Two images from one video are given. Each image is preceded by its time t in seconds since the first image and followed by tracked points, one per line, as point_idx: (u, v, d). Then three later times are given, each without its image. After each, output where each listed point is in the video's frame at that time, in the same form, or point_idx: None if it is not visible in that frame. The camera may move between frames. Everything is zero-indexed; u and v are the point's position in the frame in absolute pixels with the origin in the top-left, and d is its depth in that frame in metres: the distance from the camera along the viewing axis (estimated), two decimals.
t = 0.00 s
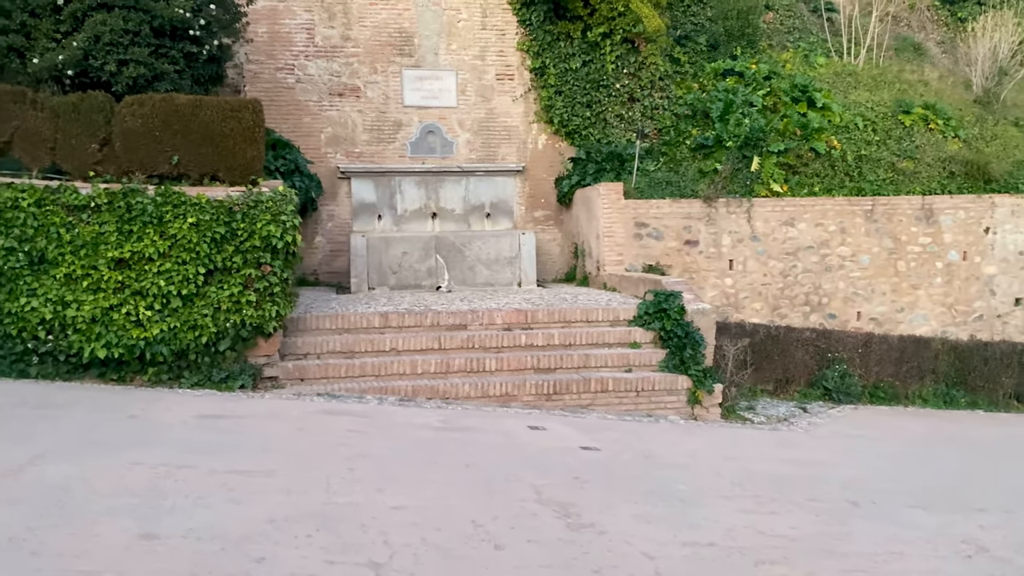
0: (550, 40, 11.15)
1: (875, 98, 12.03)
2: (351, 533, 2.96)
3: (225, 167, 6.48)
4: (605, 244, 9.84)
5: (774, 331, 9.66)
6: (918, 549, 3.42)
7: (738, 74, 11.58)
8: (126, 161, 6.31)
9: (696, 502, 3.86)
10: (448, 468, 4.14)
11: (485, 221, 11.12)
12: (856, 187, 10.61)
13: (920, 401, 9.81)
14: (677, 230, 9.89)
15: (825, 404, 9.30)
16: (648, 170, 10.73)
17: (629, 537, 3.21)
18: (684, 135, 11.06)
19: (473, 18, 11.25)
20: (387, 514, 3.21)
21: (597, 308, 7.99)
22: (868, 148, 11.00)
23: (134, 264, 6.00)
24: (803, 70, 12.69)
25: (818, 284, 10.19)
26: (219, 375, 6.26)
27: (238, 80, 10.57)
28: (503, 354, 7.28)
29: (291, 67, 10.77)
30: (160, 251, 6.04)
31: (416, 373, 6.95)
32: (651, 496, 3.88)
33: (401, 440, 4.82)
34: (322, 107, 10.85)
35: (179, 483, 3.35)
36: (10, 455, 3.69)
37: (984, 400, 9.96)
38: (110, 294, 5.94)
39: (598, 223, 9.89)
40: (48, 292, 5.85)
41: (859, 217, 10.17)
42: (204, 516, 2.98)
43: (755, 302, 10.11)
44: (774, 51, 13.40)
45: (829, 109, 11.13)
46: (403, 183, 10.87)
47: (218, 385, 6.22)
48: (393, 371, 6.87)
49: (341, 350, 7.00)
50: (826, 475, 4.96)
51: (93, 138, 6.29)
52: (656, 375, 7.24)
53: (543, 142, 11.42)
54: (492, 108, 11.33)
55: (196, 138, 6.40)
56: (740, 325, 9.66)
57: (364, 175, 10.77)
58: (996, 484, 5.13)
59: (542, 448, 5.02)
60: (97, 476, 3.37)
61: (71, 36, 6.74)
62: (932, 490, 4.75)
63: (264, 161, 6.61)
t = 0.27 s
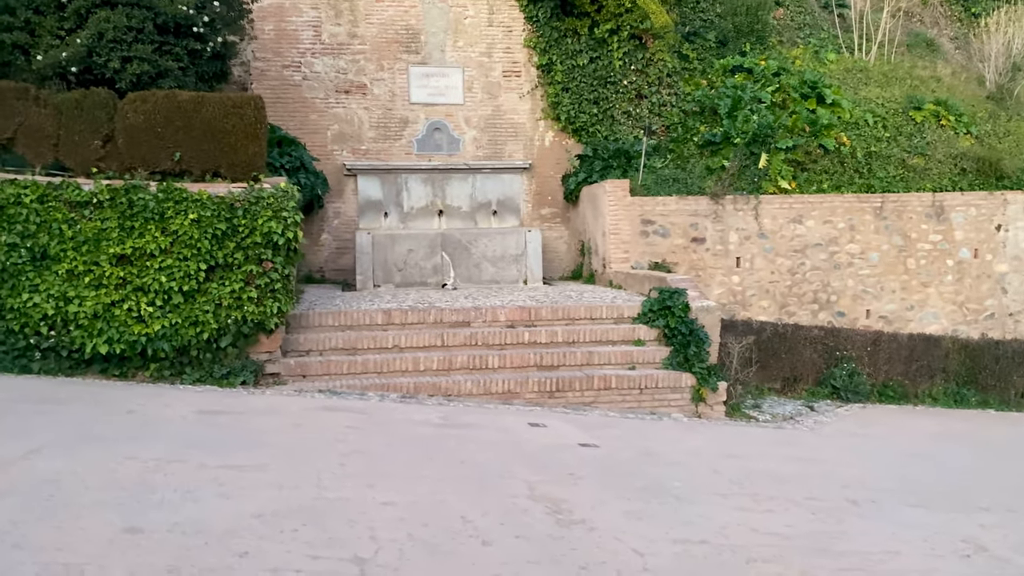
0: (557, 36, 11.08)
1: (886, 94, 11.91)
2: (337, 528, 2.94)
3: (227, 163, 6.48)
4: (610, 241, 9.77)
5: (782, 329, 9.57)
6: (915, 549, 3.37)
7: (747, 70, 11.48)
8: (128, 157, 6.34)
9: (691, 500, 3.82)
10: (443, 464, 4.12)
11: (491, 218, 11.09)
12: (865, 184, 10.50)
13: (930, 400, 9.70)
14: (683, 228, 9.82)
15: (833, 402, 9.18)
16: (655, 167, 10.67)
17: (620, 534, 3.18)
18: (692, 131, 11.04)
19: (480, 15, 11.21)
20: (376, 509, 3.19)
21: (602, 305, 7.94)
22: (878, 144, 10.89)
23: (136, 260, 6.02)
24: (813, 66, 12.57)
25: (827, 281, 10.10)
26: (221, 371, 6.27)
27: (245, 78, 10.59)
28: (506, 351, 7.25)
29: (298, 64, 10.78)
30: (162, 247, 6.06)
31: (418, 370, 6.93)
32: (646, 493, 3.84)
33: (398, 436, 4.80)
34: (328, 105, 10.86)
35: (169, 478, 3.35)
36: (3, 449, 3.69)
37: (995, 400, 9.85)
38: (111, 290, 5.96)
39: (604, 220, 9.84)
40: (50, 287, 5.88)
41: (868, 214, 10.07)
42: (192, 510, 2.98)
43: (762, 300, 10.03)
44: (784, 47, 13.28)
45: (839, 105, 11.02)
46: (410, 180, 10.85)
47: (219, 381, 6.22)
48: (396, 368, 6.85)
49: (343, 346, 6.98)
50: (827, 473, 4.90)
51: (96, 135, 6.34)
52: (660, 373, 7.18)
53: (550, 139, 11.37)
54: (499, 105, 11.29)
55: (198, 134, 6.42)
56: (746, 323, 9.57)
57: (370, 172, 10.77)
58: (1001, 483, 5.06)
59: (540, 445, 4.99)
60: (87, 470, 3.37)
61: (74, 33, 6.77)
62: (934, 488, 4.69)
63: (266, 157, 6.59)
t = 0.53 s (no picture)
0: (560, 32, 11.01)
1: (893, 89, 11.80)
2: (320, 523, 2.91)
3: (226, 158, 6.47)
4: (613, 238, 9.72)
5: (786, 326, 9.47)
6: (910, 547, 3.32)
7: (752, 66, 11.40)
8: (126, 153, 6.32)
9: (684, 497, 3.77)
10: (435, 460, 4.09)
11: (494, 215, 11.05)
12: (871, 180, 10.41)
13: (936, 398, 9.60)
14: (686, 224, 9.74)
15: (838, 400, 9.10)
16: (659, 163, 10.60)
17: (607, 531, 3.13)
18: (696, 127, 10.97)
19: (483, 11, 11.14)
20: (361, 505, 3.16)
21: (603, 302, 7.89)
22: (884, 140, 10.79)
23: (134, 256, 6.02)
24: (820, 62, 12.47)
25: (832, 278, 10.01)
26: (218, 367, 6.25)
27: (248, 74, 10.61)
28: (506, 348, 7.21)
29: (301, 60, 10.76)
30: (159, 243, 6.06)
31: (417, 366, 6.90)
32: (638, 490, 3.80)
33: (392, 432, 4.77)
34: (331, 101, 10.83)
35: (155, 473, 3.33)
36: None
37: (1002, 398, 9.74)
38: (109, 286, 5.96)
39: (607, 217, 9.78)
40: (47, 283, 5.88)
41: (874, 211, 9.97)
42: (175, 505, 2.95)
43: (767, 297, 9.95)
44: (790, 43, 13.19)
45: (845, 100, 10.94)
46: (413, 176, 10.81)
47: (217, 377, 6.21)
48: (395, 364, 6.81)
49: (342, 343, 6.95)
50: (826, 470, 4.84)
51: (94, 130, 6.33)
52: (661, 369, 7.13)
53: (553, 135, 11.32)
54: (502, 101, 11.24)
55: (196, 129, 6.41)
56: (750, 320, 9.50)
57: (373, 168, 10.74)
58: (1003, 481, 4.99)
59: (536, 441, 4.96)
60: (73, 465, 3.35)
61: (74, 29, 6.77)
62: (935, 486, 4.62)
63: (263, 153, 6.58)
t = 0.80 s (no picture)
0: (561, 31, 10.96)
1: (896, 88, 11.72)
2: (303, 524, 2.88)
3: (221, 158, 6.46)
4: (613, 238, 9.68)
5: (787, 326, 9.46)
6: (902, 550, 3.27)
7: (755, 66, 11.34)
8: (122, 152, 6.32)
9: (675, 498, 3.73)
10: (425, 460, 4.06)
11: (495, 214, 11.02)
12: (874, 179, 10.34)
13: (940, 399, 9.53)
14: (687, 224, 9.69)
15: (839, 401, 9.03)
16: (660, 163, 10.55)
17: (594, 532, 3.10)
18: (698, 127, 10.92)
19: (484, 10, 11.08)
20: (345, 506, 3.13)
21: (601, 302, 7.85)
22: (887, 140, 10.72)
23: (129, 255, 6.01)
24: (823, 61, 12.37)
25: (834, 278, 9.94)
26: (214, 367, 6.25)
27: (249, 75, 10.59)
28: (504, 348, 7.17)
29: (301, 60, 10.73)
30: (155, 242, 6.05)
31: (414, 367, 6.86)
32: (629, 491, 3.76)
33: (385, 432, 4.74)
34: (331, 101, 10.79)
35: (140, 472, 3.31)
36: None
37: (1006, 399, 9.67)
38: (104, 285, 5.96)
39: (608, 216, 9.73)
40: (43, 282, 5.88)
41: (876, 210, 9.91)
42: (156, 505, 2.93)
43: (768, 297, 9.89)
44: (794, 41, 13.10)
45: (848, 100, 10.87)
46: (413, 176, 10.79)
47: (213, 377, 6.20)
48: (392, 364, 6.78)
49: (339, 342, 6.92)
50: (822, 472, 4.79)
51: (90, 130, 6.33)
52: (659, 369, 7.08)
53: (554, 135, 11.27)
54: (503, 101, 11.19)
55: (192, 129, 6.39)
56: (751, 320, 9.44)
57: (373, 168, 10.72)
58: (1002, 483, 4.93)
59: (530, 442, 4.92)
60: (58, 465, 3.34)
61: (71, 28, 6.79)
62: (931, 488, 4.57)
63: (259, 152, 6.59)
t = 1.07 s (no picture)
0: (559, 23, 10.88)
1: (896, 81, 11.65)
2: (284, 516, 2.88)
3: (214, 150, 6.45)
4: (610, 231, 9.62)
5: (784, 319, 9.35)
6: (888, 543, 3.25)
7: (754, 58, 11.27)
8: (115, 145, 6.31)
9: (661, 491, 3.72)
10: (412, 453, 4.05)
11: (493, 207, 11.01)
12: (872, 172, 10.29)
13: (937, 393, 9.51)
14: (684, 217, 9.66)
15: (836, 394, 9.06)
16: (658, 155, 10.50)
17: (577, 525, 3.09)
18: (696, 119, 10.87)
19: (481, 2, 11.02)
20: (328, 498, 3.13)
21: (597, 295, 7.83)
22: (886, 132, 10.67)
23: (121, 248, 6.01)
24: (823, 53, 12.29)
25: (832, 272, 9.91)
26: (207, 360, 6.24)
27: (246, 67, 10.57)
28: (498, 341, 7.16)
29: (298, 53, 10.69)
30: (147, 235, 6.05)
31: (408, 360, 6.85)
32: (615, 484, 3.75)
33: (374, 425, 4.73)
34: (328, 93, 10.76)
35: (124, 465, 3.31)
36: None
37: (1003, 393, 9.64)
38: (97, 278, 5.95)
39: (605, 209, 9.70)
40: (35, 275, 5.88)
41: (874, 203, 9.86)
42: (137, 497, 2.93)
43: (766, 290, 9.86)
44: (794, 33, 13.01)
45: (847, 92, 10.81)
46: (411, 169, 10.77)
47: (206, 370, 6.20)
48: (386, 357, 6.77)
49: (333, 336, 6.91)
50: (813, 465, 4.78)
51: (83, 123, 6.34)
52: (654, 363, 7.07)
53: (552, 128, 11.22)
54: (501, 93, 11.14)
55: (185, 121, 6.39)
56: (748, 314, 9.41)
57: (370, 161, 10.70)
58: (994, 477, 4.91)
59: (520, 434, 4.91)
60: (41, 457, 3.33)
61: (64, 20, 6.77)
62: (922, 481, 4.56)
63: (252, 145, 6.55)
